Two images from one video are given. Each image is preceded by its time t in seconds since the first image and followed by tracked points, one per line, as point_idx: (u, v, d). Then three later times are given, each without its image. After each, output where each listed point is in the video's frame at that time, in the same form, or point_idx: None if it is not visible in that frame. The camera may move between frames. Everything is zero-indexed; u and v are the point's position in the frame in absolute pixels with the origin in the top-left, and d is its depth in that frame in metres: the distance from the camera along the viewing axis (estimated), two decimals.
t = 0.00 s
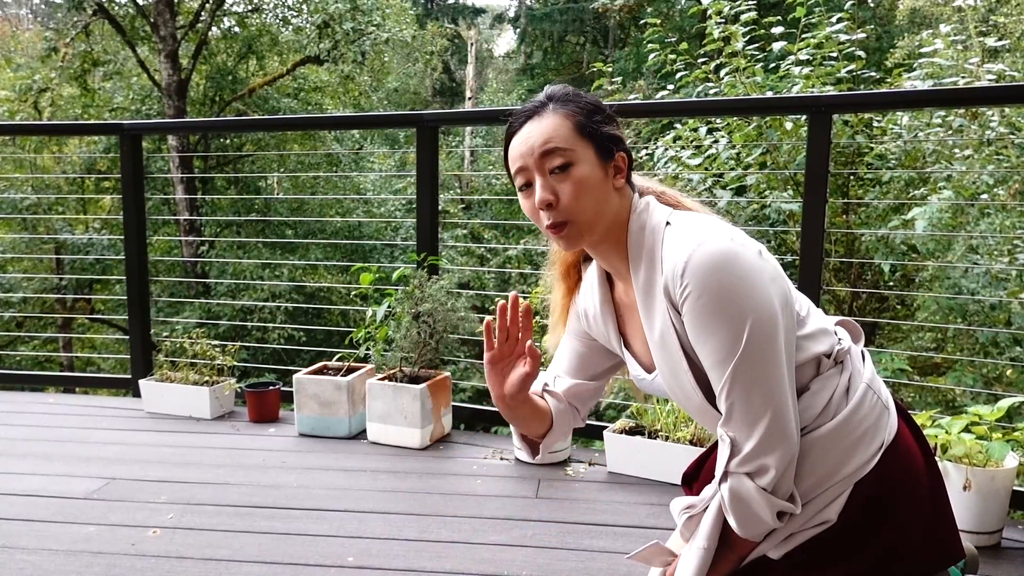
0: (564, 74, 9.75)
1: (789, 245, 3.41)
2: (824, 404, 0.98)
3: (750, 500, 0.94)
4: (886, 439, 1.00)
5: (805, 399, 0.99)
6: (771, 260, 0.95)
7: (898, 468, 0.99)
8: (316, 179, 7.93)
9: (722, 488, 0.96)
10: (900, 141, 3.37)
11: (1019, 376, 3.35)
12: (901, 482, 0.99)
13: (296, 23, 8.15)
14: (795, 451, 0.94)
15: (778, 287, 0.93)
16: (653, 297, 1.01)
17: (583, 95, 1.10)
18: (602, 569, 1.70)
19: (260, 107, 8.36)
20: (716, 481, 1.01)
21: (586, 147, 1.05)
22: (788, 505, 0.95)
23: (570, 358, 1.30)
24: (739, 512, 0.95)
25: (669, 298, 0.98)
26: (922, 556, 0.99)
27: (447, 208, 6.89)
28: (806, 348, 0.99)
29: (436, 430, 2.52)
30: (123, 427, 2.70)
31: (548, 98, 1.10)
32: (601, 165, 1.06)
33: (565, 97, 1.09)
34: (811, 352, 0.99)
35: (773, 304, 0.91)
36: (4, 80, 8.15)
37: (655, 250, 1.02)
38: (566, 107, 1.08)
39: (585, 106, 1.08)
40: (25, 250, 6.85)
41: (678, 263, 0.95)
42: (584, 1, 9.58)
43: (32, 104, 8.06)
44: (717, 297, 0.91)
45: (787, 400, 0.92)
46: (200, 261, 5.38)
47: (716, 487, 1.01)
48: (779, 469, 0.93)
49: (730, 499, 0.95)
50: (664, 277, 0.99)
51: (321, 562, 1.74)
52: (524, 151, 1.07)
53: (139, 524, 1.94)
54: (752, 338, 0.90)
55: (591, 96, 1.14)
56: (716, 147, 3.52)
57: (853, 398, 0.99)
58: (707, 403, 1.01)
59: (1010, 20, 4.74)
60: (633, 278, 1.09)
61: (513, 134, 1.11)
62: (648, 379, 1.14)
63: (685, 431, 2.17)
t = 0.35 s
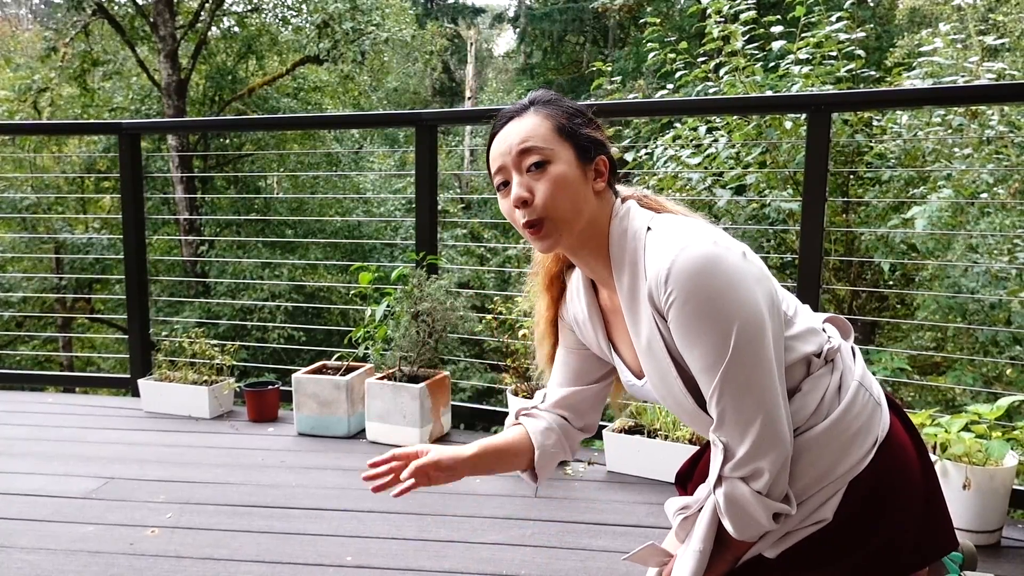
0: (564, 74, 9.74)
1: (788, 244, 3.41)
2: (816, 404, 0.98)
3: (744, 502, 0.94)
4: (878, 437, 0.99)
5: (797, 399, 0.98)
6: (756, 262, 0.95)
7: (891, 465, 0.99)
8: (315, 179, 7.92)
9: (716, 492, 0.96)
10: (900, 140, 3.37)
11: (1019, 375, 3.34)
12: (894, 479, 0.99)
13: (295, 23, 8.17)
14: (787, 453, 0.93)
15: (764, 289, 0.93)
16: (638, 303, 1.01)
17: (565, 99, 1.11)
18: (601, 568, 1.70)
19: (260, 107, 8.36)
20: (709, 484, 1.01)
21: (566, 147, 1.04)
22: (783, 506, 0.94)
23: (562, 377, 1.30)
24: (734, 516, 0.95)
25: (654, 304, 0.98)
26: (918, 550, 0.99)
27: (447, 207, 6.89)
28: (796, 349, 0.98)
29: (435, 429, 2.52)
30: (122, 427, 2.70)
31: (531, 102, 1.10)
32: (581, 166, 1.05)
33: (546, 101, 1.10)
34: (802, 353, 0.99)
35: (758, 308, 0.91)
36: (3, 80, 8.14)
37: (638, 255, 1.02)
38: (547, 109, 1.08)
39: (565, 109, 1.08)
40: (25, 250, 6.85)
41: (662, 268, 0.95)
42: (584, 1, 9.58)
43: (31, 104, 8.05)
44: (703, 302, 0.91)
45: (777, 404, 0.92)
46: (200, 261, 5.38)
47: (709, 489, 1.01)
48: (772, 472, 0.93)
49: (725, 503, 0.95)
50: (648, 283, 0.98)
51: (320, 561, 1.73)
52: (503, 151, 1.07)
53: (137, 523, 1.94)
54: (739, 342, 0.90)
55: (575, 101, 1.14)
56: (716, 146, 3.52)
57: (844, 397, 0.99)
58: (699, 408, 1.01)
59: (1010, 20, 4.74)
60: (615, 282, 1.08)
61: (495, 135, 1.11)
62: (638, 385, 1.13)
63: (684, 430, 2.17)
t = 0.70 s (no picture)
0: (564, 74, 9.74)
1: (789, 244, 3.42)
2: (808, 406, 0.98)
3: (742, 509, 0.94)
4: (874, 434, 0.99)
5: (788, 403, 0.98)
6: (734, 270, 0.94)
7: (888, 463, 0.99)
8: (315, 179, 7.91)
9: (714, 500, 0.97)
10: (901, 139, 3.37)
11: (1020, 375, 3.35)
12: (893, 477, 0.99)
13: (296, 23, 8.20)
14: (782, 458, 0.94)
15: (745, 296, 0.92)
16: (618, 319, 1.02)
17: (517, 126, 1.08)
18: (601, 569, 1.70)
19: (260, 107, 8.36)
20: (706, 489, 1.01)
21: (517, 186, 1.04)
22: (781, 510, 0.95)
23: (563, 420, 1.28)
24: (732, 523, 0.95)
25: (636, 319, 0.98)
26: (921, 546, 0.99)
27: (447, 207, 6.89)
28: (784, 352, 0.98)
29: (436, 430, 2.52)
30: (123, 427, 2.70)
31: (483, 134, 1.08)
32: (534, 202, 1.05)
33: (498, 131, 1.07)
34: (790, 355, 0.99)
35: (741, 316, 0.91)
36: (3, 79, 8.13)
37: (615, 276, 1.02)
38: (499, 143, 1.06)
39: (516, 142, 1.06)
40: (25, 249, 6.85)
41: (639, 284, 0.95)
42: (584, 1, 9.58)
43: (32, 104, 8.04)
44: (682, 318, 0.91)
45: (768, 409, 0.92)
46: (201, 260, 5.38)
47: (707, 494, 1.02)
48: (768, 478, 0.93)
49: (723, 510, 0.95)
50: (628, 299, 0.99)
51: (321, 561, 1.73)
52: (460, 194, 1.07)
53: (138, 523, 1.94)
54: (723, 352, 0.90)
55: (530, 119, 1.10)
56: (716, 147, 3.53)
57: (836, 397, 0.99)
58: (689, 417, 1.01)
59: (1010, 20, 4.74)
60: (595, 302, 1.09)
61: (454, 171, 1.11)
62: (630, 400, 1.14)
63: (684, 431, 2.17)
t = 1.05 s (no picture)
0: (565, 74, 9.74)
1: (790, 245, 3.42)
2: (805, 407, 0.98)
3: (740, 512, 0.94)
4: (875, 435, 0.99)
5: (785, 405, 0.99)
6: (725, 273, 0.94)
7: (890, 465, 0.99)
8: (316, 179, 7.92)
9: (713, 503, 0.97)
10: (903, 140, 3.38)
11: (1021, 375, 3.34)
12: (893, 478, 0.99)
13: (296, 23, 8.22)
14: (780, 460, 0.93)
15: (736, 298, 0.93)
16: (613, 325, 1.03)
17: (511, 136, 1.10)
18: (603, 569, 1.70)
19: (261, 107, 8.37)
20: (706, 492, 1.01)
21: (502, 196, 1.07)
22: (780, 511, 0.95)
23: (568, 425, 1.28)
24: (731, 526, 0.95)
25: (627, 324, 0.99)
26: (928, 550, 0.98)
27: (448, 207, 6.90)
28: (780, 353, 0.99)
29: (437, 430, 2.52)
30: (125, 427, 2.70)
31: (479, 144, 1.12)
32: (520, 212, 1.07)
33: (493, 141, 1.11)
34: (787, 357, 0.99)
35: (731, 320, 0.91)
36: (4, 79, 8.13)
37: (608, 282, 1.03)
38: (490, 154, 1.10)
39: (505, 152, 1.09)
40: (26, 250, 6.86)
41: (628, 289, 0.96)
42: (584, 1, 9.58)
43: (32, 104, 8.05)
44: (671, 321, 0.91)
45: (763, 411, 0.92)
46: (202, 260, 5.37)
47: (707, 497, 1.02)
48: (766, 479, 0.93)
49: (722, 513, 0.95)
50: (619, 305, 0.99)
51: (323, 561, 1.74)
52: (457, 203, 1.13)
53: (140, 523, 1.94)
54: (714, 354, 0.90)
55: (528, 127, 1.12)
56: (717, 147, 3.52)
57: (835, 399, 0.99)
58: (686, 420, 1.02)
59: (1011, 20, 4.75)
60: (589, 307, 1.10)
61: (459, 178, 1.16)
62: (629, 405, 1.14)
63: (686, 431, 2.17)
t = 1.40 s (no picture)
0: (565, 74, 9.74)
1: (790, 244, 3.42)
2: (814, 400, 0.98)
3: (740, 504, 0.94)
4: (885, 431, 0.98)
5: (794, 395, 0.98)
6: (746, 259, 0.94)
7: (898, 464, 0.97)
8: (317, 179, 7.92)
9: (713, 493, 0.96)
10: (903, 139, 3.37)
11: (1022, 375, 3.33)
12: (900, 477, 0.97)
13: (296, 23, 8.23)
14: (783, 452, 0.93)
15: (755, 284, 0.92)
16: (630, 298, 1.03)
17: (560, 104, 1.10)
18: (604, 568, 1.69)
19: (261, 107, 8.37)
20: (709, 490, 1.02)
21: (541, 160, 1.08)
22: (781, 506, 0.94)
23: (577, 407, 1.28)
24: (730, 519, 0.95)
25: (642, 302, 0.99)
26: (932, 551, 0.98)
27: (448, 207, 6.90)
28: (793, 344, 0.98)
29: (437, 429, 2.52)
30: (125, 427, 2.70)
31: (529, 108, 1.13)
32: (556, 179, 1.08)
33: (541, 107, 1.11)
34: (799, 348, 0.98)
35: (747, 305, 0.90)
36: (4, 79, 8.14)
37: (629, 257, 1.03)
38: (537, 118, 1.10)
39: (550, 119, 1.09)
40: (26, 250, 6.87)
41: (646, 267, 0.96)
42: (585, 1, 9.57)
43: (33, 104, 8.05)
44: (685, 302, 0.91)
45: (770, 401, 0.92)
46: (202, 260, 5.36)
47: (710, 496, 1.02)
48: (767, 470, 0.93)
49: (721, 504, 0.95)
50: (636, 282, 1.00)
51: (323, 561, 1.74)
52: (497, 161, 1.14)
53: (140, 523, 1.94)
54: (726, 337, 0.90)
55: (579, 99, 1.12)
56: (718, 146, 3.51)
57: (845, 393, 0.98)
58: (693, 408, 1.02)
59: (1012, 19, 4.75)
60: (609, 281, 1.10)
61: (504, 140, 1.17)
62: (639, 382, 1.13)
63: (686, 430, 2.17)
